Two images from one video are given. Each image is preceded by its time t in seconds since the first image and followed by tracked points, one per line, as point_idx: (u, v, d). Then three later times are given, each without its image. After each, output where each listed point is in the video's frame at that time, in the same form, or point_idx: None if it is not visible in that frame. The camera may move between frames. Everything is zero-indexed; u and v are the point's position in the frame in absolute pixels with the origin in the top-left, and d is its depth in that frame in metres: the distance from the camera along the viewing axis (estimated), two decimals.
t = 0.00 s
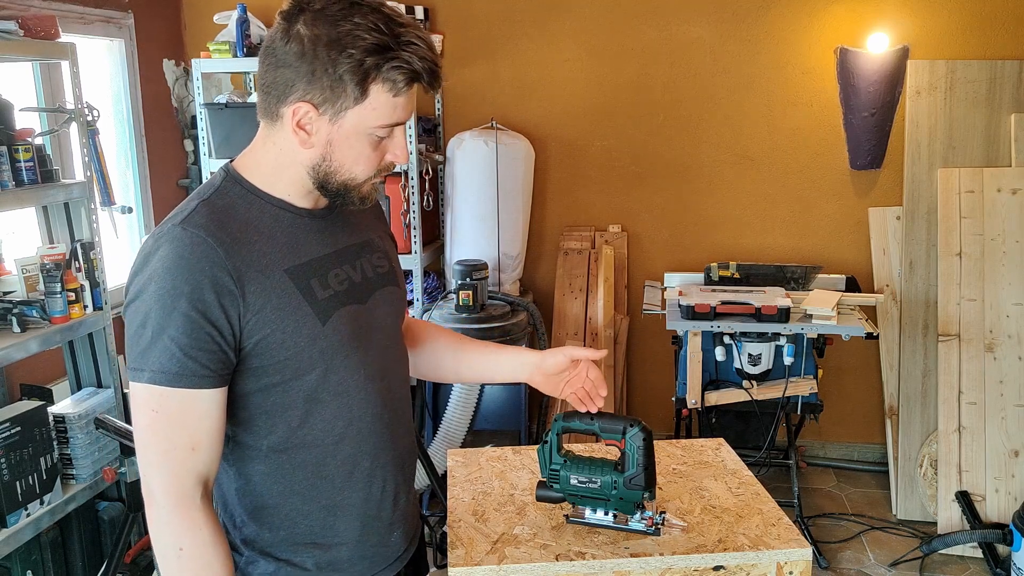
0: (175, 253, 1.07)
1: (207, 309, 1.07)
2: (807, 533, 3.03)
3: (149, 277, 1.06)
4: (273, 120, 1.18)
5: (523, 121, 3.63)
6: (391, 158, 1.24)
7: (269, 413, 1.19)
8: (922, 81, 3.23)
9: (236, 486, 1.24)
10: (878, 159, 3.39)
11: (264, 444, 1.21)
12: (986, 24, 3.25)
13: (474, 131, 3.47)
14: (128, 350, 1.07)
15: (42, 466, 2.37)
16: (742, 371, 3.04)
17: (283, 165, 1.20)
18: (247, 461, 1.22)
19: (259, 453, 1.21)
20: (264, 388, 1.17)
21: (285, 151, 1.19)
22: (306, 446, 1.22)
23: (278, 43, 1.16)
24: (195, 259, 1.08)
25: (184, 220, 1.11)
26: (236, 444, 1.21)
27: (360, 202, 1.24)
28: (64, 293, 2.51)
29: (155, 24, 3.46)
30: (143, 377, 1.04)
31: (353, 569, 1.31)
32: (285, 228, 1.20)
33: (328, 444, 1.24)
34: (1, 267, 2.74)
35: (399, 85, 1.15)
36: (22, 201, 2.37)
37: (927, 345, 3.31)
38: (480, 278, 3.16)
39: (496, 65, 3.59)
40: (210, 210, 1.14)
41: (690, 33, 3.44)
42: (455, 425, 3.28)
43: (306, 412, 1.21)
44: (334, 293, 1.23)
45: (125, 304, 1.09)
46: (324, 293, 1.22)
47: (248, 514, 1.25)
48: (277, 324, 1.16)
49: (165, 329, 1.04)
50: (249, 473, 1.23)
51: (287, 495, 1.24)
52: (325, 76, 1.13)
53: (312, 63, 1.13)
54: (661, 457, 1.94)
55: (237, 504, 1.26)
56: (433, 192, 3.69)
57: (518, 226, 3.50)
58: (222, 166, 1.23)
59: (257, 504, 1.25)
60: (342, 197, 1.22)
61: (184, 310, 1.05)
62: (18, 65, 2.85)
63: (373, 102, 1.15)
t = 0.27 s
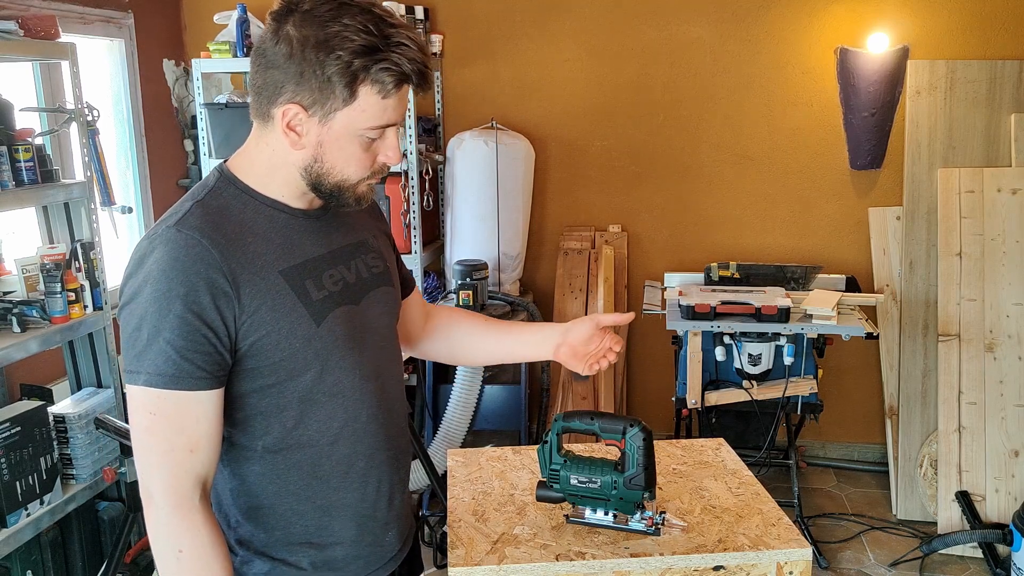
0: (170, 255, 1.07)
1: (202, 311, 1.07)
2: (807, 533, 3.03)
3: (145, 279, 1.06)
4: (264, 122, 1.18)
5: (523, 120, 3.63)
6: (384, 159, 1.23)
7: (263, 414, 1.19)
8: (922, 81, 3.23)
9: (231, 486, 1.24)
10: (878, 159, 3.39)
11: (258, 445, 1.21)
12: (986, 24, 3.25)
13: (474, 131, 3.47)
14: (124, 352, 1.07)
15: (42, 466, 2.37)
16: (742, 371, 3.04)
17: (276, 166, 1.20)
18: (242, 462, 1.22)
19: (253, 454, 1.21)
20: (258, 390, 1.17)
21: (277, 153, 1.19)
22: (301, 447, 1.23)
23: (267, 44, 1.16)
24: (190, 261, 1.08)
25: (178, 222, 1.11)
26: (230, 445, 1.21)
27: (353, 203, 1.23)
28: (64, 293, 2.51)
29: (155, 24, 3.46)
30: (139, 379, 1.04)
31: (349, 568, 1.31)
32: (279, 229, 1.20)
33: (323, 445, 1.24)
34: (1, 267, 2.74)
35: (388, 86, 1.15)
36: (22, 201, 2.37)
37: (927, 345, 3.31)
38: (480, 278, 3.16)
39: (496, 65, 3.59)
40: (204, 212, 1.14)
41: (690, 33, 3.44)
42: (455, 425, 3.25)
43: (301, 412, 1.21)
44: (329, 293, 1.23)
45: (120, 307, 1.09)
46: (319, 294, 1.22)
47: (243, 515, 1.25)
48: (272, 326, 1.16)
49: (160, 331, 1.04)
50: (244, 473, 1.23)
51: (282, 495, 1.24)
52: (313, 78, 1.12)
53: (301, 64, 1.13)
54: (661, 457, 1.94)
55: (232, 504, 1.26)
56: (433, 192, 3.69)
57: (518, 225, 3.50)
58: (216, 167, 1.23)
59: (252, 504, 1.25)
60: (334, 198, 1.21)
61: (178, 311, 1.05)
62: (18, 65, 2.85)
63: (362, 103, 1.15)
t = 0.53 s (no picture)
0: (164, 257, 1.07)
1: (195, 313, 1.07)
2: (807, 533, 3.03)
3: (138, 281, 1.06)
4: (258, 123, 1.18)
5: (523, 120, 3.63)
6: (379, 160, 1.23)
7: (257, 415, 1.19)
8: (922, 81, 3.23)
9: (225, 485, 1.25)
10: (878, 159, 3.39)
11: (253, 445, 1.21)
12: (986, 24, 3.25)
13: (474, 131, 3.47)
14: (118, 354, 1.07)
15: (42, 466, 2.37)
16: (742, 371, 3.04)
17: (270, 167, 1.20)
18: (236, 462, 1.22)
19: (248, 454, 1.21)
20: (252, 391, 1.17)
21: (271, 154, 1.19)
22: (295, 447, 1.23)
23: (261, 45, 1.16)
24: (184, 263, 1.08)
25: (172, 224, 1.11)
26: (225, 445, 1.22)
27: (348, 205, 1.23)
28: (64, 293, 2.51)
29: (155, 24, 3.45)
30: (132, 382, 1.04)
31: (343, 569, 1.31)
32: (274, 230, 1.20)
33: (316, 446, 1.24)
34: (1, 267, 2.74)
35: (382, 88, 1.15)
36: (22, 201, 2.37)
37: (927, 345, 3.31)
38: (480, 278, 3.16)
39: (496, 65, 3.58)
40: (198, 214, 1.14)
41: (690, 33, 3.44)
42: (455, 425, 3.24)
43: (295, 413, 1.21)
44: (324, 294, 1.24)
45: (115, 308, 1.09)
46: (314, 295, 1.22)
47: (237, 514, 1.26)
48: (266, 327, 1.16)
49: (153, 333, 1.04)
50: (238, 473, 1.23)
51: (276, 496, 1.24)
52: (306, 79, 1.12)
53: (293, 65, 1.13)
54: (661, 457, 1.94)
55: (226, 504, 1.26)
56: (433, 192, 3.69)
57: (517, 225, 3.50)
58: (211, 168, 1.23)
59: (246, 504, 1.25)
60: (329, 199, 1.21)
61: (171, 313, 1.05)
62: (18, 65, 2.85)
63: (355, 105, 1.15)
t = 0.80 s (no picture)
0: (161, 260, 1.07)
1: (191, 317, 1.07)
2: (807, 533, 3.04)
3: (135, 283, 1.06)
4: (257, 126, 1.18)
5: (523, 120, 3.63)
6: (380, 164, 1.23)
7: (255, 417, 1.19)
8: (922, 81, 3.23)
9: (223, 486, 1.25)
10: (878, 159, 3.39)
11: (250, 447, 1.21)
12: (986, 24, 3.25)
13: (474, 131, 3.47)
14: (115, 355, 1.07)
15: (42, 466, 2.37)
16: (742, 371, 3.04)
17: (270, 170, 1.20)
18: (234, 463, 1.23)
19: (245, 456, 1.22)
20: (250, 394, 1.18)
21: (271, 157, 1.20)
22: (292, 449, 1.23)
23: (260, 48, 1.16)
24: (181, 266, 1.07)
25: (170, 226, 1.11)
26: (223, 446, 1.22)
27: (348, 209, 1.23)
28: (64, 293, 2.51)
29: (155, 24, 3.45)
30: (128, 384, 1.04)
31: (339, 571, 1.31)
32: (273, 232, 1.20)
33: (314, 448, 1.24)
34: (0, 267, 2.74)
35: (380, 95, 1.15)
36: (22, 201, 2.37)
37: (927, 345, 3.31)
38: (480, 278, 3.16)
39: (496, 65, 3.58)
40: (197, 216, 1.14)
41: (690, 33, 3.44)
42: (455, 425, 3.24)
43: (292, 416, 1.21)
44: (323, 298, 1.23)
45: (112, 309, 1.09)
46: (312, 298, 1.22)
47: (234, 515, 1.26)
48: (264, 331, 1.16)
49: (148, 337, 1.04)
50: (235, 474, 1.23)
51: (273, 497, 1.25)
52: (304, 85, 1.13)
53: (291, 70, 1.13)
54: (661, 457, 1.94)
55: (224, 504, 1.27)
56: (433, 191, 3.69)
57: (517, 225, 3.49)
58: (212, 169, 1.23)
59: (243, 505, 1.25)
60: (328, 203, 1.21)
61: (166, 317, 1.04)
62: (18, 65, 2.85)
63: (354, 111, 1.15)
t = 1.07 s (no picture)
0: (164, 262, 1.07)
1: (194, 319, 1.07)
2: (807, 533, 3.04)
3: (137, 286, 1.06)
4: (258, 126, 1.18)
5: (523, 120, 3.63)
6: (381, 161, 1.23)
7: (258, 419, 1.19)
8: (922, 81, 3.23)
9: (225, 488, 1.25)
10: (878, 159, 3.39)
11: (254, 449, 1.21)
12: (986, 24, 3.25)
13: (474, 131, 3.47)
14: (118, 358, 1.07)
15: (42, 466, 2.37)
16: (742, 371, 3.04)
17: (271, 171, 1.20)
18: (237, 465, 1.23)
19: (248, 457, 1.22)
20: (253, 395, 1.18)
21: (272, 158, 1.19)
22: (296, 451, 1.23)
23: (260, 47, 1.15)
24: (184, 269, 1.07)
25: (172, 228, 1.11)
26: (225, 448, 1.22)
27: (350, 207, 1.23)
28: (64, 293, 2.51)
29: (155, 24, 3.45)
30: (132, 388, 1.04)
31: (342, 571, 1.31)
32: (275, 233, 1.21)
33: (317, 449, 1.24)
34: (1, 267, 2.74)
35: (383, 90, 1.15)
36: (22, 201, 2.37)
37: (927, 345, 3.31)
38: (480, 278, 3.16)
39: (496, 65, 3.58)
40: (199, 219, 1.14)
41: (690, 33, 3.44)
42: (455, 425, 3.24)
43: (295, 417, 1.21)
44: (325, 299, 1.24)
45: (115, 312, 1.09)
46: (315, 300, 1.22)
47: (237, 517, 1.26)
48: (268, 333, 1.16)
49: (152, 339, 1.04)
50: (238, 476, 1.23)
51: (276, 499, 1.25)
52: (306, 82, 1.12)
53: (293, 68, 1.13)
54: (661, 457, 1.94)
55: (226, 507, 1.26)
56: (433, 191, 3.69)
57: (517, 226, 3.49)
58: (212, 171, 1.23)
59: (246, 507, 1.25)
60: (331, 202, 1.21)
61: (170, 319, 1.04)
62: (18, 65, 2.85)
63: (356, 107, 1.15)
